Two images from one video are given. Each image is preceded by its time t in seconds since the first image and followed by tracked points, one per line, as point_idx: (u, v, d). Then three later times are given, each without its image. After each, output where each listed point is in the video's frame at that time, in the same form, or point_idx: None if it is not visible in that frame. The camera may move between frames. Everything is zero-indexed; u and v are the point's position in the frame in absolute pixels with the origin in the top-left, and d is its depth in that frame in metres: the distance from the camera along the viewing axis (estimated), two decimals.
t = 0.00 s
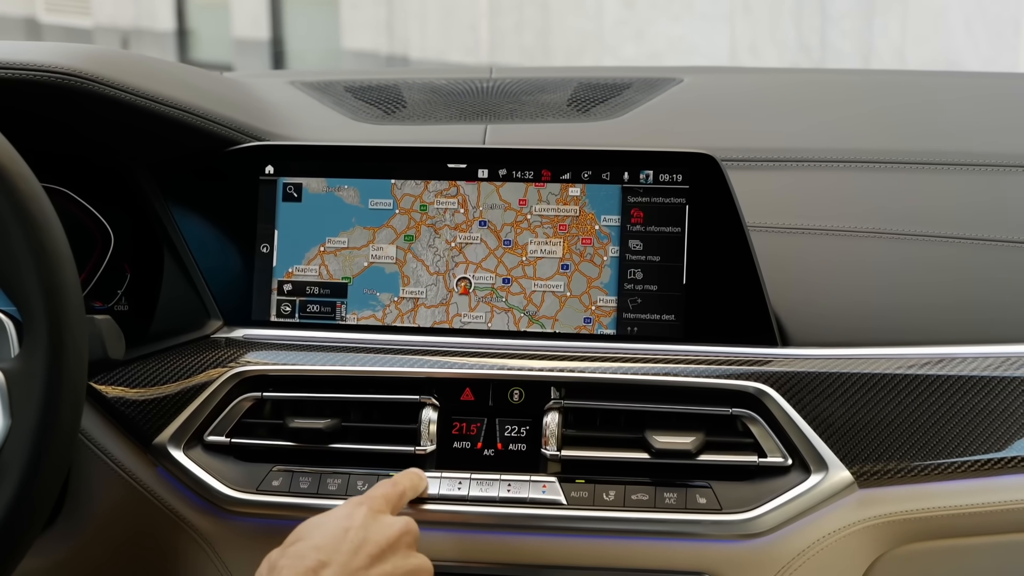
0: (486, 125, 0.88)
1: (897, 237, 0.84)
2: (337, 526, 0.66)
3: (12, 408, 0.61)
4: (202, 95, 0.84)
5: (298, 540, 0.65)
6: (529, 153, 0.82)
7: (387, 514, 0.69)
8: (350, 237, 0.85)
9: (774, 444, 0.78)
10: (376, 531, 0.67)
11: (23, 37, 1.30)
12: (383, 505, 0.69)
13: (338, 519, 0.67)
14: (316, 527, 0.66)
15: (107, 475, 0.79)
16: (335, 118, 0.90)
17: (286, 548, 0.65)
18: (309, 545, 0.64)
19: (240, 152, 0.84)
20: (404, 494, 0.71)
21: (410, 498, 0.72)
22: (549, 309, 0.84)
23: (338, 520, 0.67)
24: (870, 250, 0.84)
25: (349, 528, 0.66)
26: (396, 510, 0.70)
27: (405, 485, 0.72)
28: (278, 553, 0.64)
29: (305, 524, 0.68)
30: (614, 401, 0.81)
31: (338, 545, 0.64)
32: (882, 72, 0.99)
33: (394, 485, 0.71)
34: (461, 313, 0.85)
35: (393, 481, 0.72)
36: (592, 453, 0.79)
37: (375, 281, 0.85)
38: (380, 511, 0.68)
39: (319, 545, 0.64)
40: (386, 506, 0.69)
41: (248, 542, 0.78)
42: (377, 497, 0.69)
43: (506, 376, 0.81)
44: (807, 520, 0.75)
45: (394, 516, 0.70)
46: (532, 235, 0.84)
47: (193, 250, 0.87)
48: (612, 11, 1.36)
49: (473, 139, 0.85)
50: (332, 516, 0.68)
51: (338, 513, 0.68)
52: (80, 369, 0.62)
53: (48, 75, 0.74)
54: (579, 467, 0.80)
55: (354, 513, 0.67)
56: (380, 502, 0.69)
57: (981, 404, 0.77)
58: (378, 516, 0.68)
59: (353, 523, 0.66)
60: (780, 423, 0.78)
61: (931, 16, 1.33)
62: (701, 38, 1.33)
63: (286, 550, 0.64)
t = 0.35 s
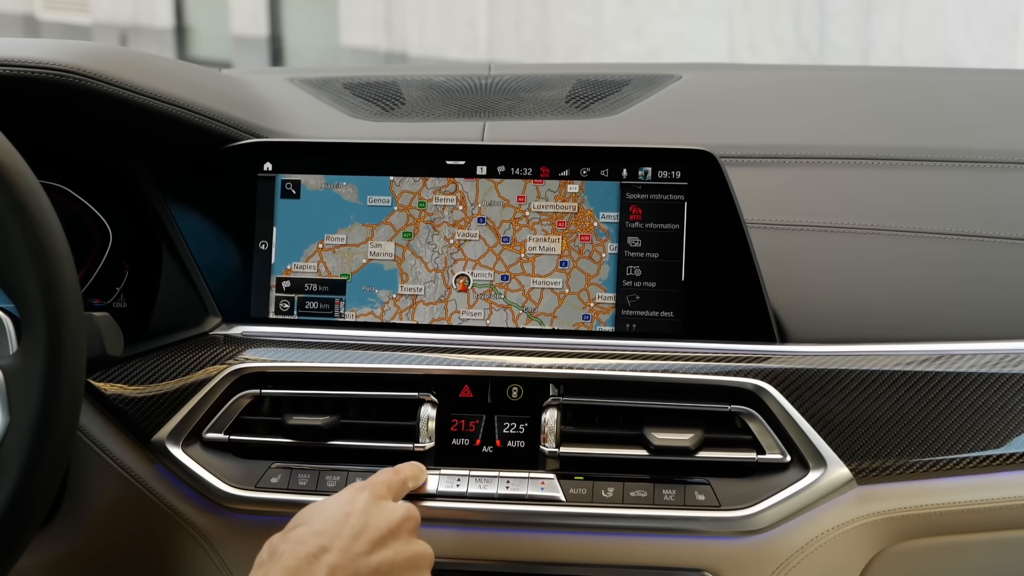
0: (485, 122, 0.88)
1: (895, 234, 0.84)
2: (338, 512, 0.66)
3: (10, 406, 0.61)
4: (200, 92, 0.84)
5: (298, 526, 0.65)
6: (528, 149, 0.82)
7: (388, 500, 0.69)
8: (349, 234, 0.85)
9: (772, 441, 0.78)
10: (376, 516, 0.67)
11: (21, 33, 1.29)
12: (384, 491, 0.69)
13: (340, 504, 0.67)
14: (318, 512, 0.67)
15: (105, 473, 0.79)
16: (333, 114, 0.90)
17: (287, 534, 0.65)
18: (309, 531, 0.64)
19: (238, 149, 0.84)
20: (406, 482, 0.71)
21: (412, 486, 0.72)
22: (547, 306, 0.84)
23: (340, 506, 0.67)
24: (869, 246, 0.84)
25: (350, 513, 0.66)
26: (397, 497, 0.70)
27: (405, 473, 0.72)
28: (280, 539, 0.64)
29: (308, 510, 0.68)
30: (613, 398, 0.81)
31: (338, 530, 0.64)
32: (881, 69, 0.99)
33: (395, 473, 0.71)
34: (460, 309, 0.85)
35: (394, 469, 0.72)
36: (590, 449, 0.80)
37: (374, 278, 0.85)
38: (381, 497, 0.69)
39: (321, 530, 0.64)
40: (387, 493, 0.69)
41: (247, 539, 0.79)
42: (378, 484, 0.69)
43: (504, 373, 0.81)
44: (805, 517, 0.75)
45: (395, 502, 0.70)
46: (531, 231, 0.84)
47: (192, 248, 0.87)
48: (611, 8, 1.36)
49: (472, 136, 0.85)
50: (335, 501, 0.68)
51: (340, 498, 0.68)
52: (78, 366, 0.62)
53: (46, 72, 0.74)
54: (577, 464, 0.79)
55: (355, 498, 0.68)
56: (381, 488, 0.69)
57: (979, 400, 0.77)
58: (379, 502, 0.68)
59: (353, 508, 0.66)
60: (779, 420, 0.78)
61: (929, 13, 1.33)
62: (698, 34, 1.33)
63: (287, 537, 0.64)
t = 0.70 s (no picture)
0: (484, 116, 0.88)
1: (895, 228, 0.84)
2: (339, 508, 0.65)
3: (9, 400, 0.61)
4: (199, 86, 0.84)
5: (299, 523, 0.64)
6: (527, 144, 0.82)
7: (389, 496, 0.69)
8: (349, 229, 0.85)
9: (772, 435, 0.78)
10: (378, 513, 0.66)
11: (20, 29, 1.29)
12: (385, 487, 0.69)
13: (340, 500, 0.66)
14: (318, 508, 0.65)
15: (104, 468, 0.79)
16: (332, 109, 0.90)
17: (287, 530, 0.63)
18: (310, 528, 0.63)
19: (237, 144, 0.84)
20: (407, 477, 0.72)
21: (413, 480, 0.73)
22: (547, 301, 0.84)
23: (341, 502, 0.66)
24: (869, 241, 0.84)
25: (351, 509, 0.65)
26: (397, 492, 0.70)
27: (409, 467, 0.72)
28: (280, 536, 0.63)
29: (308, 506, 0.67)
30: (612, 392, 0.81)
31: (339, 527, 0.63)
32: (880, 63, 0.99)
33: (398, 467, 0.71)
34: (459, 304, 0.85)
35: (396, 463, 0.72)
36: (589, 444, 0.80)
37: (373, 272, 0.85)
38: (382, 493, 0.69)
39: (322, 527, 0.62)
40: (387, 488, 0.69)
41: (245, 535, 0.78)
42: (379, 479, 0.69)
43: (503, 368, 0.81)
44: (804, 512, 0.75)
45: (396, 497, 0.69)
46: (530, 226, 0.84)
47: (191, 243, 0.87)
48: (610, 3, 1.36)
49: (471, 130, 0.85)
50: (336, 496, 0.67)
51: (342, 494, 0.67)
52: (78, 361, 0.62)
53: (44, 66, 0.73)
54: (577, 458, 0.80)
55: (356, 494, 0.67)
56: (383, 484, 0.69)
57: (979, 395, 0.77)
58: (380, 497, 0.68)
59: (355, 504, 0.66)
60: (778, 415, 0.78)
61: (928, 8, 1.33)
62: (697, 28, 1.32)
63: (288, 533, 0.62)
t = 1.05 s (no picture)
0: (483, 108, 0.88)
1: (894, 220, 0.84)
2: (324, 526, 0.66)
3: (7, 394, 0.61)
4: (198, 79, 0.83)
5: (281, 538, 0.66)
6: (526, 136, 0.82)
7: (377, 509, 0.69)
8: (348, 221, 0.85)
9: (771, 428, 0.78)
10: (362, 530, 0.66)
11: (20, 21, 1.29)
12: (373, 500, 0.69)
13: (325, 516, 0.66)
14: (302, 525, 0.67)
15: (104, 461, 0.79)
16: (331, 100, 0.89)
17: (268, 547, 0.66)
18: (291, 547, 0.64)
19: (235, 136, 0.84)
20: (399, 488, 0.71)
21: (406, 490, 0.72)
22: (546, 293, 0.84)
23: (327, 519, 0.66)
24: (868, 233, 0.84)
25: (334, 528, 0.65)
26: (386, 505, 0.70)
27: (399, 479, 0.71)
28: (261, 554, 0.65)
29: (295, 520, 0.68)
30: (611, 385, 0.81)
31: (318, 548, 0.64)
32: (879, 55, 0.98)
33: (388, 480, 0.71)
34: (458, 296, 0.85)
35: (388, 474, 0.72)
36: (588, 436, 0.80)
37: (371, 265, 0.85)
38: (369, 507, 0.68)
39: (301, 548, 0.64)
40: (376, 501, 0.69)
41: (246, 527, 0.79)
42: (368, 492, 0.69)
43: (503, 360, 0.81)
44: (803, 504, 0.76)
45: (383, 511, 0.69)
46: (529, 218, 0.84)
47: (189, 235, 0.87)
48: None
49: (470, 122, 0.85)
50: (323, 511, 0.67)
51: (329, 508, 0.67)
52: (76, 355, 0.62)
53: (42, 58, 0.73)
54: (574, 451, 0.80)
55: (341, 510, 0.67)
56: (370, 497, 0.69)
57: (978, 387, 0.77)
58: (366, 512, 0.68)
59: (339, 522, 0.66)
60: (777, 408, 0.78)
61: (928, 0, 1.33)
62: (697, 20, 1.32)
63: (269, 551, 0.65)
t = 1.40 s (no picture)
0: (480, 99, 0.88)
1: (891, 211, 0.84)
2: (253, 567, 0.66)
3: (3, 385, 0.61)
4: (194, 70, 0.83)
5: None
6: (523, 127, 0.82)
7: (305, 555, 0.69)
8: (344, 212, 0.85)
9: (767, 418, 0.78)
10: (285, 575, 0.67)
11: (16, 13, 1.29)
12: (297, 545, 0.69)
13: (248, 565, 0.65)
14: None
15: (102, 453, 0.79)
16: (329, 91, 0.89)
17: None
18: None
19: (232, 127, 0.83)
20: (328, 529, 0.72)
21: (337, 532, 0.72)
22: (543, 284, 0.84)
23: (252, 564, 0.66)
24: (865, 224, 0.84)
25: None
26: (314, 547, 0.70)
27: (330, 520, 0.72)
28: None
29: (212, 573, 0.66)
30: (609, 375, 0.81)
31: None
32: (876, 46, 0.98)
33: (319, 522, 0.71)
34: (455, 288, 0.84)
35: (319, 517, 0.72)
36: (584, 427, 0.80)
37: (368, 256, 0.85)
38: (293, 552, 0.69)
39: None
40: (299, 545, 0.69)
41: (243, 518, 0.79)
42: (293, 537, 0.69)
43: (500, 351, 0.80)
44: (801, 495, 0.75)
45: (311, 555, 0.70)
46: (526, 209, 0.84)
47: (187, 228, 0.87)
48: None
49: (467, 113, 0.84)
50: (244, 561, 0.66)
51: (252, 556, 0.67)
52: (73, 346, 0.61)
53: (38, 49, 0.73)
54: (572, 442, 0.80)
55: (266, 560, 0.67)
56: (293, 542, 0.69)
57: (976, 377, 0.77)
58: (289, 558, 0.68)
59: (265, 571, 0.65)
60: (774, 398, 0.78)
61: None
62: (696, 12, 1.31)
63: None
